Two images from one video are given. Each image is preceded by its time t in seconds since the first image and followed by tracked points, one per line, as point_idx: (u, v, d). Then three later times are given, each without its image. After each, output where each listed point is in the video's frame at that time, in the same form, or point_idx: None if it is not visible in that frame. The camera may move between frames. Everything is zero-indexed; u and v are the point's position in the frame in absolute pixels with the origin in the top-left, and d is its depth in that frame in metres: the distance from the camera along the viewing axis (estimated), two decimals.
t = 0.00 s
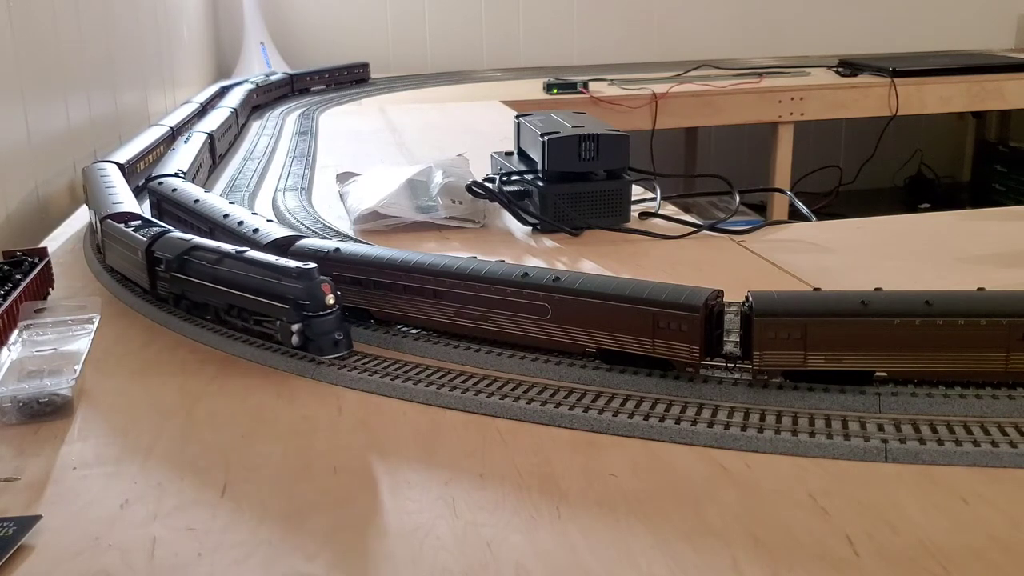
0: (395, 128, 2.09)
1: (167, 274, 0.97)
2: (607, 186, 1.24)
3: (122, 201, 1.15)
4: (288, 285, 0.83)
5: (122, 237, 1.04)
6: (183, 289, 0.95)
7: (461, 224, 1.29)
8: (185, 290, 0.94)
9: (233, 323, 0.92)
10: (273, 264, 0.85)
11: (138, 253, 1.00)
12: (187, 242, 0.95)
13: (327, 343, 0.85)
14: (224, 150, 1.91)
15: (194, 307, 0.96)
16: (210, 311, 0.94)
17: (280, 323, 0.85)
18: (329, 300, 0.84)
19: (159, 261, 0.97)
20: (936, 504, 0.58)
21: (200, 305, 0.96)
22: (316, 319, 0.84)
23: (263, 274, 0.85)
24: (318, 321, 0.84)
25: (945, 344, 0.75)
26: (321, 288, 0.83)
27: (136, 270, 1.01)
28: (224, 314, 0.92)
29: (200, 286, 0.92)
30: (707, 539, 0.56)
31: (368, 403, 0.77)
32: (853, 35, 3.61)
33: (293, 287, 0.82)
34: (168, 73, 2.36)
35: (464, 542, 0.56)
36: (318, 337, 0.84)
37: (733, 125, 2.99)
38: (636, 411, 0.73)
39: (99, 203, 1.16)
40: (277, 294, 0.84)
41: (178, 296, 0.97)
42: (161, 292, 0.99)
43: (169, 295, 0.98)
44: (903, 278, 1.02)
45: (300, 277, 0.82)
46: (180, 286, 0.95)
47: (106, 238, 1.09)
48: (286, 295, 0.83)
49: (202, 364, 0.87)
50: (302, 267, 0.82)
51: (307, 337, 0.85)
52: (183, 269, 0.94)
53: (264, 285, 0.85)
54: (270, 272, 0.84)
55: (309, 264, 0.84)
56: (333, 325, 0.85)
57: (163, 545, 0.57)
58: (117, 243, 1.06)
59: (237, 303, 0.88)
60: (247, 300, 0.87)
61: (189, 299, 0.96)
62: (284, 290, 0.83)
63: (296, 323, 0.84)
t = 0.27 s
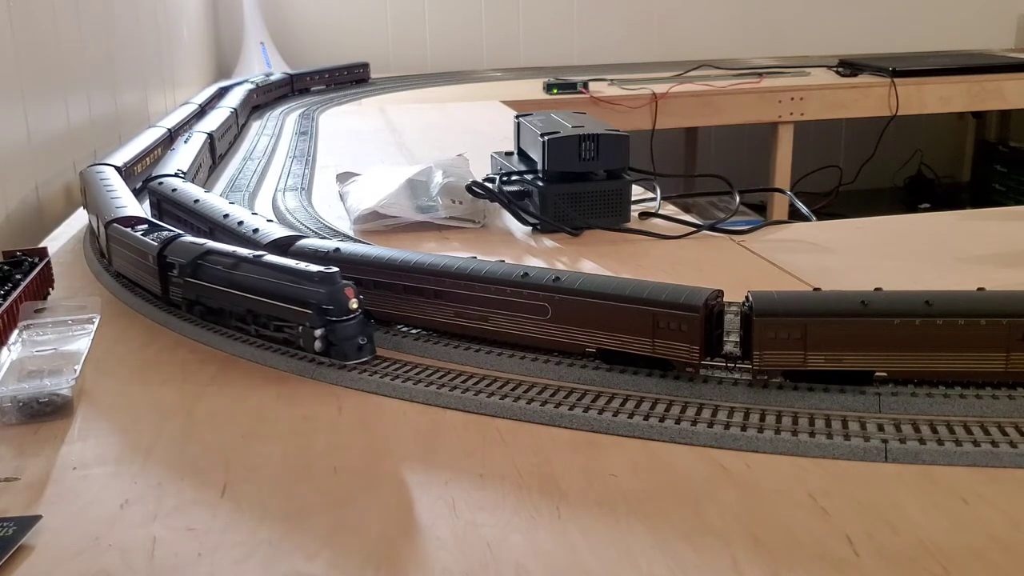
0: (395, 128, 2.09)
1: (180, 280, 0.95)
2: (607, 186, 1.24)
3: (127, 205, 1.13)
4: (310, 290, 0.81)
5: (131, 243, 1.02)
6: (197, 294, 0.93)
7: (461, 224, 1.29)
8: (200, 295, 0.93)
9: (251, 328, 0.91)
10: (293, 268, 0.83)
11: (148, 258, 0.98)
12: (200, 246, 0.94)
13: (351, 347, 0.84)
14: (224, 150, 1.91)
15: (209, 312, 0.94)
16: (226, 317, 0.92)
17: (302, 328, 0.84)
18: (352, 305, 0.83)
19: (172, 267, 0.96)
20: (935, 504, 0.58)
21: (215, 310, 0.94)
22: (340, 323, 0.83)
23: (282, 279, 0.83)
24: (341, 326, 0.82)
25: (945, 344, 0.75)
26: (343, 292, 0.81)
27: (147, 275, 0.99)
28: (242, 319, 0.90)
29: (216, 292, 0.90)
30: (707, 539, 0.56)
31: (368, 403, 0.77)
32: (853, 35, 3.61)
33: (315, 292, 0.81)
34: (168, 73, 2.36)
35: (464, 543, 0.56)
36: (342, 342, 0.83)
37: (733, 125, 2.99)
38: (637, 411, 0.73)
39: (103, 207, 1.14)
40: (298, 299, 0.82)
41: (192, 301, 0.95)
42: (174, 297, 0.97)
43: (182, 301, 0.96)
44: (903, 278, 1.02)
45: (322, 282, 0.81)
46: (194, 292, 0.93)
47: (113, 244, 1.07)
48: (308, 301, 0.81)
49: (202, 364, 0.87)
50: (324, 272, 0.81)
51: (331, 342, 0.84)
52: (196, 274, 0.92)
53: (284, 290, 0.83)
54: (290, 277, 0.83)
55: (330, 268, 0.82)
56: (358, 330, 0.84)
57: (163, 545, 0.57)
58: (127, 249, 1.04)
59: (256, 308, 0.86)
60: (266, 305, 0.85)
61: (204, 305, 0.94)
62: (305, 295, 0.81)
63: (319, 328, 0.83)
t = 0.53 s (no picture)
0: (395, 128, 2.09)
1: (195, 285, 0.93)
2: (607, 186, 1.24)
3: (131, 209, 1.11)
4: (336, 294, 0.80)
5: (141, 248, 1.00)
6: (214, 299, 0.91)
7: (461, 224, 1.29)
8: (217, 300, 0.91)
9: (271, 332, 0.89)
10: (317, 272, 0.82)
11: (161, 263, 0.96)
12: (216, 250, 0.92)
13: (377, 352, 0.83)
14: (224, 150, 1.91)
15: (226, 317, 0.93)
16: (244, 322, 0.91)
17: (326, 333, 0.82)
18: (377, 309, 0.81)
19: (186, 272, 0.94)
20: (936, 504, 0.58)
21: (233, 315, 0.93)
22: (365, 328, 0.81)
23: (307, 283, 0.82)
24: (368, 331, 0.81)
25: (945, 343, 0.74)
26: (369, 296, 0.80)
27: (160, 281, 0.97)
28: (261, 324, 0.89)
29: (235, 297, 0.88)
30: (707, 539, 0.56)
31: (368, 403, 0.77)
32: (853, 35, 3.61)
33: (340, 297, 0.79)
34: (168, 73, 2.36)
35: (464, 543, 0.56)
36: (368, 347, 0.81)
37: (733, 125, 2.99)
38: (637, 411, 0.73)
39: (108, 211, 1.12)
40: (324, 304, 0.81)
41: (207, 306, 0.93)
42: (189, 303, 0.95)
43: (197, 307, 0.94)
44: (903, 278, 1.02)
45: (348, 286, 0.79)
46: (210, 297, 0.91)
47: (121, 249, 1.05)
48: (333, 305, 0.80)
49: (202, 363, 0.87)
50: (349, 276, 0.79)
51: (356, 347, 0.82)
52: (214, 279, 0.90)
53: (309, 295, 0.81)
54: (314, 282, 0.81)
55: (354, 272, 0.81)
56: (383, 335, 0.82)
57: (164, 545, 0.57)
58: (135, 256, 1.01)
59: (278, 313, 0.85)
60: (289, 310, 0.83)
61: (221, 310, 0.92)
62: (331, 300, 0.80)
63: (344, 333, 0.81)
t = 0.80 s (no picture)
0: (395, 128, 2.09)
1: (211, 290, 0.91)
2: (607, 186, 1.24)
3: (137, 213, 1.10)
4: (362, 298, 0.78)
5: (153, 253, 0.98)
6: (231, 305, 0.89)
7: (461, 224, 1.29)
8: (234, 306, 0.89)
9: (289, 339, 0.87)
10: (341, 276, 0.81)
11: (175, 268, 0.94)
12: (232, 255, 0.90)
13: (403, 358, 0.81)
14: (224, 150, 1.91)
15: (242, 323, 0.91)
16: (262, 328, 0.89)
17: (350, 338, 0.81)
18: (403, 313, 0.80)
19: (202, 276, 0.92)
20: (935, 504, 0.58)
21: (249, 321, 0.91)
22: (390, 333, 0.80)
23: (330, 287, 0.80)
24: (393, 336, 0.80)
25: (946, 344, 0.74)
26: (394, 300, 0.79)
27: (173, 286, 0.95)
28: (280, 329, 0.87)
29: (254, 302, 0.87)
30: (707, 539, 0.56)
31: (367, 403, 0.77)
32: (853, 35, 3.61)
33: (365, 301, 0.78)
34: (168, 73, 2.36)
35: (465, 543, 0.56)
36: (393, 352, 0.80)
37: (733, 125, 2.99)
38: (639, 411, 0.73)
39: (112, 214, 1.10)
40: (348, 308, 0.79)
41: (223, 312, 0.91)
42: (204, 309, 0.93)
43: (212, 313, 0.92)
44: (903, 278, 1.02)
45: (373, 290, 0.78)
46: (227, 302, 0.89)
47: (130, 254, 1.03)
48: (358, 310, 0.79)
49: (202, 363, 0.87)
50: (374, 280, 0.78)
51: (381, 352, 0.81)
52: (231, 284, 0.89)
53: (333, 299, 0.80)
54: (338, 286, 0.80)
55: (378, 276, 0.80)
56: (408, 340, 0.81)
57: (164, 545, 0.57)
58: (147, 261, 0.99)
59: (299, 318, 0.83)
60: (312, 315, 0.82)
61: (237, 315, 0.90)
62: (355, 304, 0.79)
63: (370, 338, 0.80)
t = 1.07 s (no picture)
0: (395, 128, 2.09)
1: (227, 295, 0.89)
2: (607, 186, 1.24)
3: (143, 217, 1.08)
4: (387, 302, 0.77)
5: (164, 257, 0.96)
6: (249, 310, 0.88)
7: (461, 224, 1.29)
8: (252, 310, 0.87)
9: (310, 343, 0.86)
10: (364, 281, 0.80)
11: (189, 273, 0.92)
12: (248, 259, 0.89)
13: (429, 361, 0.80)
14: (224, 150, 1.91)
15: (260, 328, 0.90)
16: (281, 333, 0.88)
17: (375, 343, 0.80)
18: (428, 317, 0.79)
19: (218, 281, 0.90)
20: (935, 504, 0.58)
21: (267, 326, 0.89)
22: (417, 337, 0.80)
23: (354, 292, 0.79)
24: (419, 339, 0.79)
25: (946, 344, 0.75)
26: (419, 303, 0.77)
27: (186, 292, 0.94)
28: (300, 334, 0.86)
29: (274, 307, 0.85)
30: (707, 539, 0.56)
31: (367, 403, 0.77)
32: (853, 35, 3.61)
33: (390, 305, 0.77)
34: (168, 73, 2.36)
35: (465, 543, 0.56)
36: (420, 357, 0.79)
37: (733, 125, 2.99)
38: (641, 411, 0.73)
39: (116, 218, 1.09)
40: (373, 313, 0.78)
41: (240, 317, 0.90)
42: (219, 314, 0.92)
43: (228, 318, 0.91)
44: (903, 278, 1.02)
45: (398, 294, 0.77)
46: (245, 307, 0.88)
47: (139, 260, 1.01)
48: (383, 315, 0.78)
49: (202, 363, 0.87)
50: (399, 283, 0.77)
51: (408, 357, 0.80)
52: (249, 289, 0.87)
53: (358, 304, 0.79)
54: (363, 290, 0.79)
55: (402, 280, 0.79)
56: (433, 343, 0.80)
57: (163, 545, 0.57)
58: (157, 266, 0.97)
59: (321, 323, 0.82)
60: (335, 320, 0.81)
61: (255, 321, 0.89)
62: (380, 308, 0.78)
63: (396, 342, 0.79)
